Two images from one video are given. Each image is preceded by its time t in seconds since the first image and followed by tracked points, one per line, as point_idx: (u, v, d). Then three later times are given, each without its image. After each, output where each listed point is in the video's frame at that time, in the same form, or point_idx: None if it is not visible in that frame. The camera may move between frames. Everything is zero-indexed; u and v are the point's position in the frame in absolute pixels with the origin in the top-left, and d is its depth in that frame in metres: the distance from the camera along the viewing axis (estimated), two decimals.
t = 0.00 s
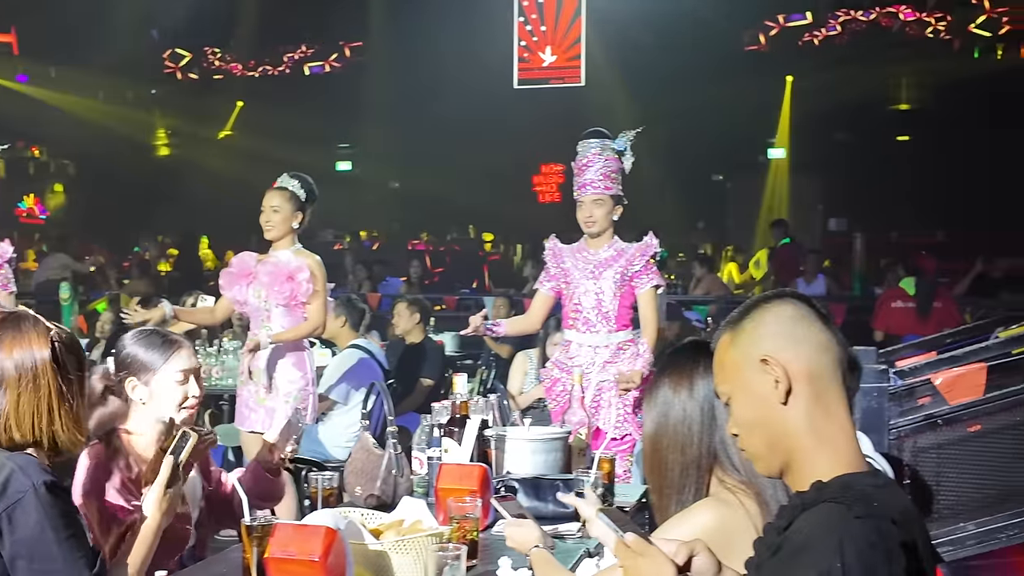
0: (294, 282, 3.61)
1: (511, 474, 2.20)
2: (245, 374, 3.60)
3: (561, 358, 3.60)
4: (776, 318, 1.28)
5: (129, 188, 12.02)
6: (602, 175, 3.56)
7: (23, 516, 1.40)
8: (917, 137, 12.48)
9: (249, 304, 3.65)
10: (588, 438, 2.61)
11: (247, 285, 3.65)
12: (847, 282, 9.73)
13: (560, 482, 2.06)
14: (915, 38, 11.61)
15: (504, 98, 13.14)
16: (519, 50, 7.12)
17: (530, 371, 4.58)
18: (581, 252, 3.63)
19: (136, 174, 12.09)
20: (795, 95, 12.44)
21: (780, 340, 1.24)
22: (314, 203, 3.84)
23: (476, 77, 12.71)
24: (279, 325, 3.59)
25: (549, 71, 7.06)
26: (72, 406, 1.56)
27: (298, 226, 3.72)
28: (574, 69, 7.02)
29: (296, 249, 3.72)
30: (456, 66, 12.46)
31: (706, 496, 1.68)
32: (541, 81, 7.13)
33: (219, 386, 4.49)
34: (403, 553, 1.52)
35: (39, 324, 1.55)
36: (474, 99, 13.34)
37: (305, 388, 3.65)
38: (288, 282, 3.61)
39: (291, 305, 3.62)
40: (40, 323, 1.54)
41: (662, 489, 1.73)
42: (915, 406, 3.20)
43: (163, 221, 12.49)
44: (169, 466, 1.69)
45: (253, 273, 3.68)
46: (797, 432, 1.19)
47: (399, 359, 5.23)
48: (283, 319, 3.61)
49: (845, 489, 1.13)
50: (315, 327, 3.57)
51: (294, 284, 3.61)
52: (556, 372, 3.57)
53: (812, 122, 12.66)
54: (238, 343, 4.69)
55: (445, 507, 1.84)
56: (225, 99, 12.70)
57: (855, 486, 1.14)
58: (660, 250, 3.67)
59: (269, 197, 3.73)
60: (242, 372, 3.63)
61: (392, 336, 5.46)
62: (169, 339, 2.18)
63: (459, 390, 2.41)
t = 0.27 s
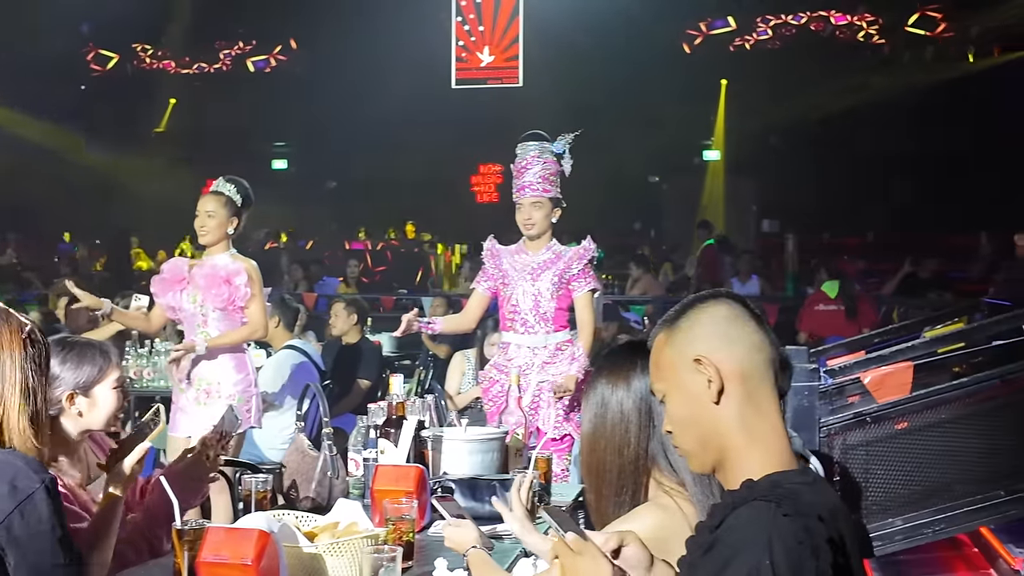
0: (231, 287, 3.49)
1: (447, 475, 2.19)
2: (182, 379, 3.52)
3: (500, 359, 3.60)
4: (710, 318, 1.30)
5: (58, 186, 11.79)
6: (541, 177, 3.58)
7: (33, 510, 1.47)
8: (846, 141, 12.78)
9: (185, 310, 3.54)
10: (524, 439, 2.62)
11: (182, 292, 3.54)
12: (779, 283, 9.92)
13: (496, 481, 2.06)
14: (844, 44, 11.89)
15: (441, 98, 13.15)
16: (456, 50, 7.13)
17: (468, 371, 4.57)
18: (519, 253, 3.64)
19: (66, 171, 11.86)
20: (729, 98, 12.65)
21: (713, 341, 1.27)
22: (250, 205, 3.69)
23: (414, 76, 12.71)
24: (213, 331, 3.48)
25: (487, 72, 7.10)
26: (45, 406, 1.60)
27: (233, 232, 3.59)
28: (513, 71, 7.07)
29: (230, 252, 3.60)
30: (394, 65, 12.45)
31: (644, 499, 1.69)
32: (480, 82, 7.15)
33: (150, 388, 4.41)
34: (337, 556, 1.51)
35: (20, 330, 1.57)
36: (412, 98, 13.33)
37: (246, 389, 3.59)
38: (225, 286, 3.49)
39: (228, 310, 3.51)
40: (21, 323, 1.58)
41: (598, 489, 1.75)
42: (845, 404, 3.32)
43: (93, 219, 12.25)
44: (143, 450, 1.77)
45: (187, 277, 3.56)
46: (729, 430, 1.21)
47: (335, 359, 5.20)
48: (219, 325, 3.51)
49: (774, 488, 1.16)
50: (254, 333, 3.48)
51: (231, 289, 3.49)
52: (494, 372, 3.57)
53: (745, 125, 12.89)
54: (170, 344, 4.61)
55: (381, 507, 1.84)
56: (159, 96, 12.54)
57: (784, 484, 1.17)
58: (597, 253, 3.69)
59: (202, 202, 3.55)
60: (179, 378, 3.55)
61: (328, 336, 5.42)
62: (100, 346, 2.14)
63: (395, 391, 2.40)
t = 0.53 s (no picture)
0: (187, 287, 3.45)
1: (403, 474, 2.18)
2: (136, 380, 3.48)
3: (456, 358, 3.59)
4: (669, 316, 1.30)
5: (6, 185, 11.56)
6: (498, 177, 3.58)
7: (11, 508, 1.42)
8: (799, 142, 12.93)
9: (139, 310, 3.49)
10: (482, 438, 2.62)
11: (136, 290, 3.48)
12: (734, 282, 10.01)
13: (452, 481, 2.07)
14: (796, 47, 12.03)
15: (397, 97, 13.10)
16: (413, 49, 7.12)
17: (425, 371, 4.56)
18: (476, 253, 3.63)
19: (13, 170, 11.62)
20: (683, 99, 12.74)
21: (670, 340, 1.27)
22: (204, 205, 3.63)
23: (369, 75, 12.65)
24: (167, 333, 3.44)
25: (444, 71, 7.05)
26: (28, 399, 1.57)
27: (187, 230, 3.54)
28: (470, 71, 7.02)
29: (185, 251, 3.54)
30: (350, 64, 12.38)
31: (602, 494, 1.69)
32: (437, 81, 7.09)
33: (101, 388, 4.35)
34: (291, 557, 1.50)
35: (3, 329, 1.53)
36: (367, 96, 13.27)
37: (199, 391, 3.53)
38: (180, 285, 3.45)
39: (182, 310, 3.46)
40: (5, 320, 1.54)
41: (556, 486, 1.75)
42: (798, 403, 3.26)
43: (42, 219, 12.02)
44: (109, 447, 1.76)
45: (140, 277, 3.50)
46: (683, 428, 1.22)
47: (290, 360, 5.16)
48: (173, 326, 3.46)
49: (728, 486, 1.17)
50: (208, 334, 3.44)
51: (186, 289, 3.44)
52: (450, 372, 3.56)
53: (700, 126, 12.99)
54: (121, 345, 4.54)
55: (336, 508, 1.83)
56: (110, 94, 12.34)
57: (737, 481, 1.18)
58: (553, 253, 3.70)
59: (155, 201, 3.50)
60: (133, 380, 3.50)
61: (283, 337, 5.38)
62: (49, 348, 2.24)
63: (351, 390, 2.38)
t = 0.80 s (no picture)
0: (165, 283, 3.40)
1: (387, 474, 2.18)
2: (110, 376, 3.42)
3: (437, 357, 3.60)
4: (656, 315, 1.31)
5: None
6: (478, 175, 3.58)
7: None
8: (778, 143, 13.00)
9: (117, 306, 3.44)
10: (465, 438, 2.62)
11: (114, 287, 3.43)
12: (714, 283, 10.04)
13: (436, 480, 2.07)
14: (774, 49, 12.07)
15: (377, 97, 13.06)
16: (392, 49, 7.11)
17: (406, 371, 4.55)
18: (457, 251, 3.63)
19: None
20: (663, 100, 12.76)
21: (658, 339, 1.28)
22: (184, 198, 3.61)
23: (348, 74, 12.60)
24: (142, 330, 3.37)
25: (424, 71, 7.07)
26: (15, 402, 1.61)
27: (168, 224, 3.51)
28: (449, 70, 7.07)
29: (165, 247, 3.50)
30: (327, 62, 12.32)
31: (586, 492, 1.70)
32: (415, 80, 7.11)
33: (80, 387, 4.32)
34: (276, 557, 1.50)
35: None
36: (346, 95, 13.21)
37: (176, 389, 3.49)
38: (158, 282, 3.39)
39: (160, 307, 3.41)
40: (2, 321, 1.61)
41: (540, 483, 1.75)
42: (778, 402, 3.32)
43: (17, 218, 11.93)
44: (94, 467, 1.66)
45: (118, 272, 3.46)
46: (668, 427, 1.23)
47: (271, 360, 5.14)
48: (149, 322, 3.40)
49: (712, 485, 1.17)
50: (179, 329, 3.36)
51: (164, 286, 3.40)
52: (433, 371, 3.56)
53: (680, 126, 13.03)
54: (101, 345, 4.51)
55: (320, 507, 1.82)
56: (86, 92, 12.24)
57: (722, 480, 1.18)
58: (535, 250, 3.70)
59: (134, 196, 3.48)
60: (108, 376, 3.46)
61: (264, 337, 5.36)
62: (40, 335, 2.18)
63: (334, 389, 2.38)
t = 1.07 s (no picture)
0: (166, 285, 3.39)
1: (395, 474, 2.18)
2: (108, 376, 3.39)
3: (441, 357, 3.60)
4: (668, 315, 1.31)
5: None
6: (481, 175, 3.58)
7: None
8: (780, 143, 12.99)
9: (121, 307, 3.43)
10: (473, 438, 2.62)
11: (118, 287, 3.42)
12: (716, 283, 10.04)
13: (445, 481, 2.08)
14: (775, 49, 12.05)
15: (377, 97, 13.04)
16: (393, 49, 7.10)
17: (410, 371, 4.54)
18: (459, 251, 3.63)
19: None
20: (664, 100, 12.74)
21: (671, 339, 1.28)
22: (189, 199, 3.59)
23: (348, 75, 12.59)
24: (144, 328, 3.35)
25: (425, 71, 7.07)
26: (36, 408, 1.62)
27: (172, 226, 3.49)
28: (450, 70, 7.09)
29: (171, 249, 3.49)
30: (327, 62, 12.30)
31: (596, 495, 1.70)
32: (416, 80, 7.11)
33: (84, 387, 4.32)
34: (288, 557, 1.49)
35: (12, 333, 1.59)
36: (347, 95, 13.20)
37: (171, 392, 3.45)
38: (159, 284, 3.38)
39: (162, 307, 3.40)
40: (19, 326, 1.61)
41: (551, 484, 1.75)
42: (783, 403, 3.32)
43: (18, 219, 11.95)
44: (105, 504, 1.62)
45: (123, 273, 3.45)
46: (683, 427, 1.22)
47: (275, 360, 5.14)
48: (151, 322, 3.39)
49: (728, 485, 1.17)
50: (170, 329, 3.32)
51: (165, 288, 3.38)
52: (438, 372, 3.56)
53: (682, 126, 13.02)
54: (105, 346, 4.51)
55: (330, 508, 1.82)
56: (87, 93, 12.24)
57: (738, 481, 1.18)
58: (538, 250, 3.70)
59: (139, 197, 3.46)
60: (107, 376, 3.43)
61: (268, 337, 5.36)
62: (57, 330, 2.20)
63: (342, 390, 2.38)
